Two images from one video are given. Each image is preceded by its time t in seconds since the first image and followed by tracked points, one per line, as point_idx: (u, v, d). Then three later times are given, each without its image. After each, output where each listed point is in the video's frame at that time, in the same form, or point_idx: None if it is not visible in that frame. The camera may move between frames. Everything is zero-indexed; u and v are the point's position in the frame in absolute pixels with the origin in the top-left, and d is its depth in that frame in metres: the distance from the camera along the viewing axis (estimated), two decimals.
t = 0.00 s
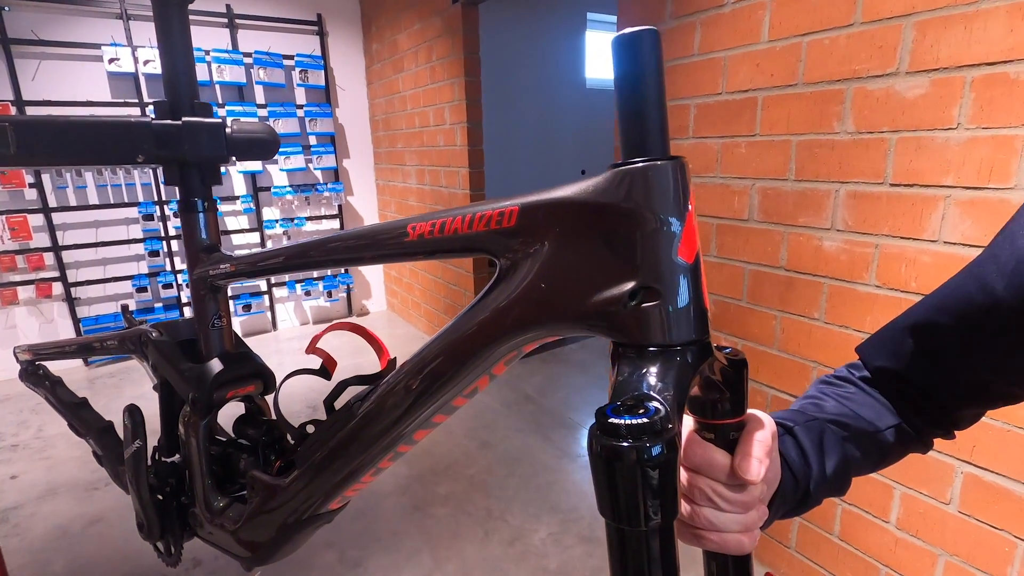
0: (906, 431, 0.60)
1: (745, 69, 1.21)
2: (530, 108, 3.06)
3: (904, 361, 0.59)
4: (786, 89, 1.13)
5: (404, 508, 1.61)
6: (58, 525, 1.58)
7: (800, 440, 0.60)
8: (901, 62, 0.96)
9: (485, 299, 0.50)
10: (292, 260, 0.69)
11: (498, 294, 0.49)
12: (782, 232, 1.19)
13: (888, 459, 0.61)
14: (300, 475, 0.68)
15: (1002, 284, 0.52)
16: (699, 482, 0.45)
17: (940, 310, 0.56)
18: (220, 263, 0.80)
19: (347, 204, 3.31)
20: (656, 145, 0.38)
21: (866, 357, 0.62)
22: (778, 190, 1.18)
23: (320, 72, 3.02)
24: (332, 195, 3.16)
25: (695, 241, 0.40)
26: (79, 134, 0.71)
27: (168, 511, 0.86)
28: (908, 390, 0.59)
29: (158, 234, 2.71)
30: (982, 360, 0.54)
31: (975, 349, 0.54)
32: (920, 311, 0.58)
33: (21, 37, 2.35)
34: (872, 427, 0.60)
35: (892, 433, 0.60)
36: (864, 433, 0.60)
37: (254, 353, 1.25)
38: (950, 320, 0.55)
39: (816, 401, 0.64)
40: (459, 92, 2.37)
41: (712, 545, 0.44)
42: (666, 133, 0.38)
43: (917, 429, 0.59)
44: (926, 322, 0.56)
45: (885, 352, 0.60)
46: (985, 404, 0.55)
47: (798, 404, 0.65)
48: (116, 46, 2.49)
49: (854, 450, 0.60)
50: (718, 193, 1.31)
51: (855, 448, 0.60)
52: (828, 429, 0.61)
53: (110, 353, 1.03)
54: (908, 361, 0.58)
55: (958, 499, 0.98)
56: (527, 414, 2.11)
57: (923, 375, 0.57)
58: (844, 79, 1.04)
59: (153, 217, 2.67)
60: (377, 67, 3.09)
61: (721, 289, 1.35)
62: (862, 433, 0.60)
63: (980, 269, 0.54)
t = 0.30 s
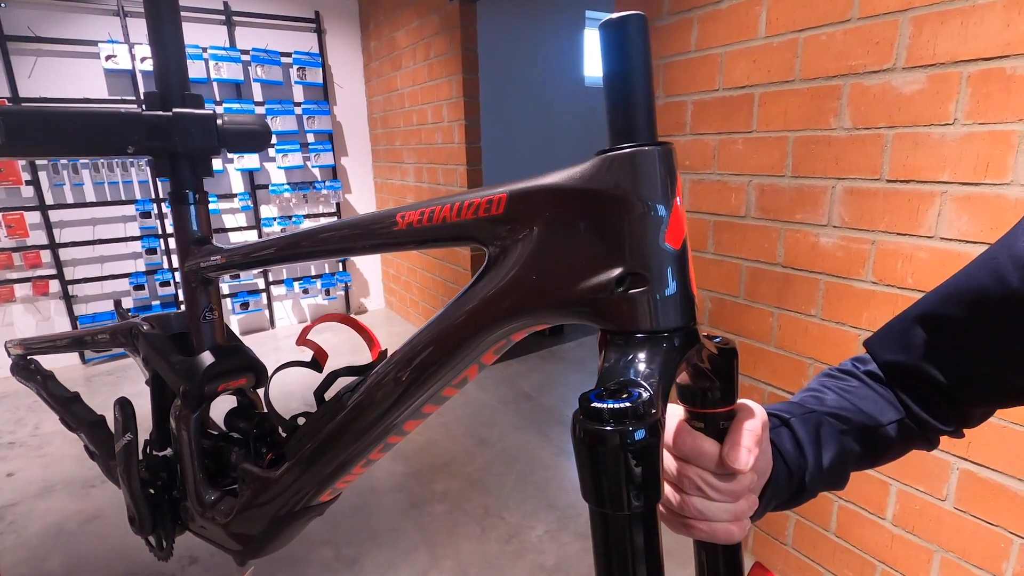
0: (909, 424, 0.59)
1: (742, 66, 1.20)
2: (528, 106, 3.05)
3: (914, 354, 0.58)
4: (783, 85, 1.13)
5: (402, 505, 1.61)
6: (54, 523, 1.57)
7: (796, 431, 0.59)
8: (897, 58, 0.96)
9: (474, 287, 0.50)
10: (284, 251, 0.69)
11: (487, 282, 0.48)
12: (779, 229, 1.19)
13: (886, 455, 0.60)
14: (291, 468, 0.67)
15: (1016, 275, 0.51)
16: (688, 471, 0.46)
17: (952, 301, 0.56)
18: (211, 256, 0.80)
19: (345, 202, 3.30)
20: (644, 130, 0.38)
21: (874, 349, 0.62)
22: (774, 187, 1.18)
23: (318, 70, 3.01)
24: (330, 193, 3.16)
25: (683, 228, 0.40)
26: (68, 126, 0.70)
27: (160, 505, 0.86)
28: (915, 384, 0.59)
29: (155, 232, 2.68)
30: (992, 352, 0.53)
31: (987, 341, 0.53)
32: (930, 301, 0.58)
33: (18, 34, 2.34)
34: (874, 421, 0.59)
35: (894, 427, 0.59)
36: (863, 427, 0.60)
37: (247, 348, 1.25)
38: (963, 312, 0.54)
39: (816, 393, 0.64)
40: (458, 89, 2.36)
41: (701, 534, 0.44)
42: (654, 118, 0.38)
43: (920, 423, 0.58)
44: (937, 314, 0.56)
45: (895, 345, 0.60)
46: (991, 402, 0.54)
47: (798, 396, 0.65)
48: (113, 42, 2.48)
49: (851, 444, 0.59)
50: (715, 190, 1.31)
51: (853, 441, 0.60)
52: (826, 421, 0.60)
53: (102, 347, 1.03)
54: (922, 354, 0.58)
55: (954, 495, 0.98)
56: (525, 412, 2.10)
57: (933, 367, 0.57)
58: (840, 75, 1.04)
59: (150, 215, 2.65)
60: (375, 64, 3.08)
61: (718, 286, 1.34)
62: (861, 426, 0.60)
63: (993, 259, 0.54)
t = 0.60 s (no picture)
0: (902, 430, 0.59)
1: (740, 69, 1.21)
2: (528, 108, 3.06)
3: (904, 361, 0.57)
4: (780, 89, 1.13)
5: (401, 508, 1.61)
6: (53, 526, 1.57)
7: (790, 436, 0.60)
8: (894, 61, 0.96)
9: (469, 292, 0.50)
10: (280, 255, 0.69)
11: (481, 287, 0.49)
12: (778, 231, 1.19)
13: (881, 460, 0.60)
14: (288, 472, 0.67)
15: (1002, 285, 0.49)
16: (681, 475, 0.46)
17: (938, 311, 0.54)
18: (208, 259, 0.80)
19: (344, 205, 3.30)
20: (635, 136, 0.38)
21: (868, 355, 0.62)
22: (772, 190, 1.18)
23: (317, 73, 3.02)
24: (330, 196, 3.16)
25: (674, 233, 0.40)
26: (65, 131, 0.71)
27: (157, 509, 0.86)
28: (905, 391, 0.58)
29: (154, 235, 2.69)
30: (980, 362, 0.52)
31: (974, 351, 0.52)
32: (919, 309, 0.56)
33: (18, 38, 2.34)
34: (867, 426, 0.60)
35: (888, 432, 0.59)
36: (857, 431, 0.60)
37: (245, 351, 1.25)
38: (949, 322, 0.53)
39: (810, 398, 0.65)
40: (457, 92, 2.36)
41: (694, 538, 0.44)
42: (645, 123, 0.38)
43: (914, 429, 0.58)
44: (925, 323, 0.55)
45: (887, 352, 0.59)
46: (987, 407, 0.53)
47: (793, 401, 0.66)
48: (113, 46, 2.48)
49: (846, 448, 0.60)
50: (714, 193, 1.31)
51: (848, 445, 0.61)
52: (819, 425, 0.61)
53: (100, 351, 1.03)
54: (911, 363, 0.57)
55: (952, 498, 0.98)
56: (525, 414, 2.10)
57: (923, 374, 0.56)
58: (837, 78, 1.04)
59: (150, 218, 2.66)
60: (374, 67, 3.09)
61: (716, 288, 1.35)
62: (855, 431, 0.60)
63: (982, 267, 0.52)
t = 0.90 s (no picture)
0: (899, 433, 0.59)
1: (740, 70, 1.20)
2: (528, 108, 3.06)
3: (896, 366, 0.57)
4: (780, 90, 1.13)
5: (400, 509, 1.60)
6: (51, 527, 1.57)
7: (787, 439, 0.60)
8: (894, 63, 0.96)
9: (468, 295, 0.50)
10: (279, 257, 0.69)
11: (480, 290, 0.48)
12: (777, 232, 1.19)
13: (880, 463, 0.60)
14: (286, 475, 0.67)
15: (988, 292, 0.48)
16: (680, 480, 0.45)
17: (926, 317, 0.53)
18: (206, 262, 0.80)
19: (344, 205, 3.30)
20: (634, 140, 0.38)
21: (860, 360, 0.61)
22: (772, 191, 1.18)
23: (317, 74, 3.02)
24: (330, 196, 3.16)
25: (674, 237, 0.40)
26: (63, 133, 0.70)
27: (155, 511, 0.86)
28: (900, 395, 0.57)
29: (154, 235, 2.69)
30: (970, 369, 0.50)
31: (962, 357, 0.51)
32: (908, 313, 0.55)
33: (18, 38, 2.34)
34: (864, 429, 0.60)
35: (885, 435, 0.59)
36: (855, 435, 0.60)
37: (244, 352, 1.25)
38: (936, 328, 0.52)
39: (808, 403, 0.65)
40: (457, 92, 2.36)
41: (693, 543, 0.44)
42: (643, 128, 0.38)
43: (911, 434, 0.58)
44: (914, 327, 0.54)
45: (878, 357, 0.58)
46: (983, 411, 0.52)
47: (791, 405, 0.66)
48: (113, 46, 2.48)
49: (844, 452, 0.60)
50: (714, 193, 1.31)
51: (845, 449, 0.61)
52: (816, 429, 0.61)
53: (98, 352, 1.03)
54: (903, 367, 0.56)
55: (952, 500, 0.98)
56: (524, 415, 2.10)
57: (917, 379, 0.55)
58: (837, 79, 1.04)
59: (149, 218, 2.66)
60: (374, 68, 3.09)
61: (716, 289, 1.34)
62: (852, 434, 0.60)
63: (970, 271, 0.50)
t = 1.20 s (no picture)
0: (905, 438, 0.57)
1: (740, 71, 1.20)
2: (527, 109, 3.05)
3: (888, 369, 0.57)
4: (781, 91, 1.13)
5: (399, 510, 1.60)
6: (49, 529, 1.56)
7: (793, 446, 0.60)
8: (894, 64, 0.96)
9: (468, 299, 0.49)
10: (279, 261, 0.68)
11: (480, 295, 0.48)
12: (778, 233, 1.18)
13: (888, 470, 0.59)
14: (284, 479, 0.67)
15: (956, 283, 0.50)
16: (686, 485, 0.45)
17: (908, 315, 0.54)
18: (204, 265, 0.79)
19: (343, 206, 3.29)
20: (636, 145, 0.38)
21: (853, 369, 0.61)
22: (772, 192, 1.18)
23: (316, 74, 3.01)
24: (329, 197, 3.15)
25: (676, 242, 0.39)
26: (59, 135, 0.70)
27: (153, 515, 0.85)
28: (898, 400, 0.57)
29: (153, 236, 2.68)
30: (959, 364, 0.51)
31: (949, 351, 0.52)
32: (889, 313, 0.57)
33: (17, 39, 2.34)
34: (868, 436, 0.58)
35: (892, 441, 0.58)
36: (861, 443, 0.59)
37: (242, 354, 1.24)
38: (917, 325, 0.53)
39: (812, 412, 0.64)
40: (456, 92, 2.36)
41: (698, 550, 0.44)
42: (645, 133, 0.38)
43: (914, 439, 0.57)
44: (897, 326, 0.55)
45: (872, 364, 0.59)
46: (980, 411, 0.52)
47: (796, 415, 0.65)
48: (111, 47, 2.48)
49: (853, 459, 0.59)
50: (714, 194, 1.30)
51: (855, 456, 0.59)
52: (823, 437, 0.60)
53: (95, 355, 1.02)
54: (896, 368, 0.56)
55: (952, 501, 0.98)
56: (523, 416, 2.10)
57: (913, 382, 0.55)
58: (837, 80, 1.04)
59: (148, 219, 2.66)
60: (373, 68, 3.08)
61: (716, 290, 1.34)
62: (859, 441, 0.59)
63: (936, 267, 0.53)
